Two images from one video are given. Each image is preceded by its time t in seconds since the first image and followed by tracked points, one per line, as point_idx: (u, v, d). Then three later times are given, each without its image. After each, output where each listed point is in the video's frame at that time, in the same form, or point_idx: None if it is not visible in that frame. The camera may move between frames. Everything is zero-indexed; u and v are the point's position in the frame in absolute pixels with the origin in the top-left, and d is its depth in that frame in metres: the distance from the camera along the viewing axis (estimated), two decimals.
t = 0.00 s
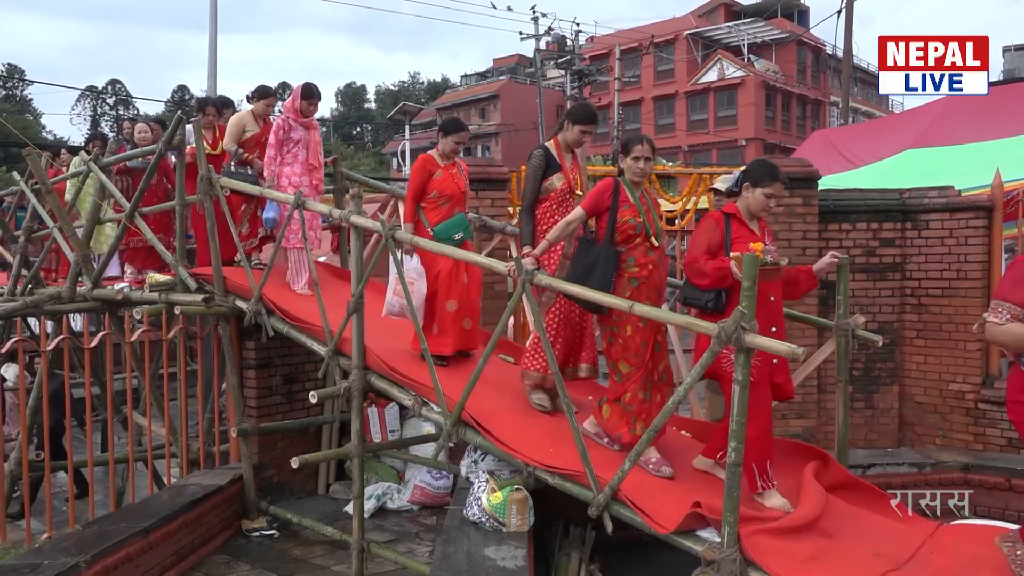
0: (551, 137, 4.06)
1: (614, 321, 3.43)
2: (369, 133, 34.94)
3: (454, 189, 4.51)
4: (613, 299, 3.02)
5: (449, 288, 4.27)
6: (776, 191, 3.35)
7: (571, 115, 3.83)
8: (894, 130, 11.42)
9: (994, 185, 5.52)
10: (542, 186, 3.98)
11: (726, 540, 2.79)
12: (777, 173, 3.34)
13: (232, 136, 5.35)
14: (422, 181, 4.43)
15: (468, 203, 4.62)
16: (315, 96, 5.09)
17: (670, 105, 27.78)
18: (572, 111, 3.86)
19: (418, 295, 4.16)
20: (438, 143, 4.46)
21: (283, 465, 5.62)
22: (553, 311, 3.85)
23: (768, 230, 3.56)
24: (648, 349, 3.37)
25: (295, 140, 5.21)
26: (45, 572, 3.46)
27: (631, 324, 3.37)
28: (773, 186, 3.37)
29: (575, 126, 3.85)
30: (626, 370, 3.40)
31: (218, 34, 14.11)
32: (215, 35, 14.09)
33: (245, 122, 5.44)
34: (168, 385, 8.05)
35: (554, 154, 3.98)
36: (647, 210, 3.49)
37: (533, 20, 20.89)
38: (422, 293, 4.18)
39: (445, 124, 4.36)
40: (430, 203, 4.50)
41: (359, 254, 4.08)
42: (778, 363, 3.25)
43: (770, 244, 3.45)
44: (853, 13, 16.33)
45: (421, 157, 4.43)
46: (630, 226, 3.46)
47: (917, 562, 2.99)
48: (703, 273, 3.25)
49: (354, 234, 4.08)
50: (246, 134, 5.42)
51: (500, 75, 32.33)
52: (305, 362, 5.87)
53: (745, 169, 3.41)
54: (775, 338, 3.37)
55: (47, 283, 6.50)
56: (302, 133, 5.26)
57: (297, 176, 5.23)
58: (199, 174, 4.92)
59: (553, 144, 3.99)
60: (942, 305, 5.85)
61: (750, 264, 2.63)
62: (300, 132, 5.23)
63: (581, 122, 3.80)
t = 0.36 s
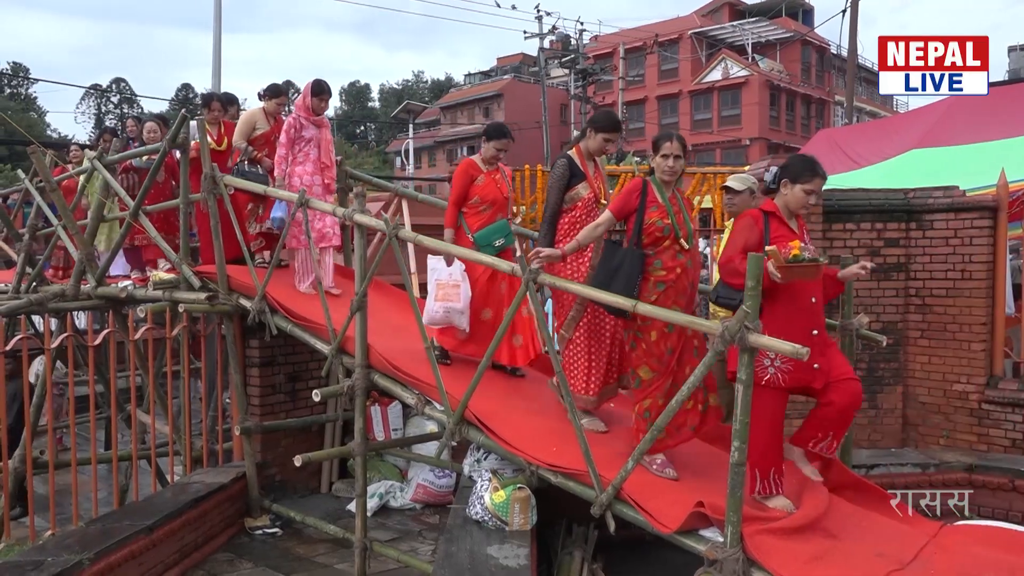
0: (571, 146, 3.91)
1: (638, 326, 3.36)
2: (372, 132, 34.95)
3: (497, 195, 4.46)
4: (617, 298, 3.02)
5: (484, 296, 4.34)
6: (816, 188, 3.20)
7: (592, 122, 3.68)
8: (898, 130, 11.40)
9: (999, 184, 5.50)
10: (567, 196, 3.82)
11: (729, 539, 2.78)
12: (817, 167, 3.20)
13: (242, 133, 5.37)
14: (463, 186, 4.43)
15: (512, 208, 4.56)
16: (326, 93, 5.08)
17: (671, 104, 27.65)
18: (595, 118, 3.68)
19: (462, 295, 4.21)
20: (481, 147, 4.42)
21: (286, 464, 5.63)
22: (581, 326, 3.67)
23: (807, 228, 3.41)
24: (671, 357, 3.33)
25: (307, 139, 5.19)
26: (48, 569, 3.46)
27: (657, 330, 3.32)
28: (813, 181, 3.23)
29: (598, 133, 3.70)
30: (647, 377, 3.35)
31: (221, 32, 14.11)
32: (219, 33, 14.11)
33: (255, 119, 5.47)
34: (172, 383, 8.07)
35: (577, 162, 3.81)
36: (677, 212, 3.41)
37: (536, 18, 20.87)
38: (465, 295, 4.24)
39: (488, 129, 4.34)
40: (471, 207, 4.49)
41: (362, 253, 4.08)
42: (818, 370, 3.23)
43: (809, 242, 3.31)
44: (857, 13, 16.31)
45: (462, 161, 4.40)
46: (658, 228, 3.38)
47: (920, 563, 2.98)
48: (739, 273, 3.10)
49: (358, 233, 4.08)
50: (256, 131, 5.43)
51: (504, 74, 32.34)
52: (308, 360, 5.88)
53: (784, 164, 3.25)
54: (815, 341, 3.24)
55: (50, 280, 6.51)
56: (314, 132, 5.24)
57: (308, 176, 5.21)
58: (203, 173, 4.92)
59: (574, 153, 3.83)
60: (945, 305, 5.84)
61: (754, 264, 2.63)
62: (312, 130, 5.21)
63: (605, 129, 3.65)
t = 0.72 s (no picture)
0: (591, 138, 3.71)
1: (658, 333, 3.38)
2: (370, 130, 34.91)
3: (519, 193, 4.25)
4: (614, 296, 3.02)
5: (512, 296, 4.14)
6: (861, 198, 3.08)
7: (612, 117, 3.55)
8: (896, 128, 11.41)
9: (996, 183, 5.51)
10: (586, 193, 3.64)
11: (727, 537, 2.78)
12: (862, 174, 3.06)
13: (241, 130, 5.33)
14: (484, 185, 4.23)
15: (535, 208, 4.35)
16: (336, 92, 4.99)
17: (671, 102, 27.72)
18: (615, 112, 3.56)
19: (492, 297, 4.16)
20: (505, 145, 4.20)
21: (284, 462, 5.62)
22: (593, 330, 3.58)
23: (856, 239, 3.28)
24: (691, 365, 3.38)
25: (317, 139, 5.15)
26: (45, 567, 3.46)
27: (678, 338, 3.36)
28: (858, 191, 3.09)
29: (618, 129, 3.54)
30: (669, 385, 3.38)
31: (218, 29, 14.09)
32: (216, 30, 14.08)
33: (255, 115, 5.40)
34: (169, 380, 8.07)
35: (597, 158, 3.64)
36: (696, 219, 3.37)
37: (534, 16, 20.83)
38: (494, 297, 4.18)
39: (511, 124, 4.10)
40: (492, 207, 4.29)
41: (359, 251, 4.09)
42: (864, 388, 3.03)
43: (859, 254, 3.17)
44: (855, 10, 16.29)
45: (484, 160, 4.21)
46: (677, 236, 3.32)
47: (916, 560, 2.99)
48: (784, 290, 3.01)
49: (356, 230, 4.08)
50: (254, 127, 5.36)
51: (501, 72, 32.31)
52: (306, 358, 5.87)
53: (827, 174, 3.15)
54: (865, 359, 3.06)
55: (48, 278, 6.50)
56: (324, 132, 5.18)
57: (320, 178, 5.20)
58: (201, 171, 4.91)
59: (593, 147, 3.66)
60: (941, 304, 5.85)
61: (752, 261, 2.63)
62: (322, 130, 5.16)
63: (627, 126, 3.49)
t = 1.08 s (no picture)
0: (626, 144, 3.62)
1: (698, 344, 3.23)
2: (372, 130, 34.93)
3: (540, 206, 4.22)
4: (617, 295, 3.02)
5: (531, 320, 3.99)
6: (939, 200, 2.95)
7: (648, 118, 3.45)
8: (900, 126, 11.39)
9: (1000, 181, 5.50)
10: (620, 197, 3.57)
11: (730, 536, 2.78)
12: (944, 178, 2.91)
13: (243, 132, 5.28)
14: (505, 199, 4.18)
15: (557, 219, 4.30)
16: (349, 96, 4.97)
17: (673, 101, 27.71)
18: (651, 113, 3.47)
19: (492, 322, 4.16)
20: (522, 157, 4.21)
21: (287, 461, 5.63)
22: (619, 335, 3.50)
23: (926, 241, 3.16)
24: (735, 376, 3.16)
25: (328, 144, 5.09)
26: (49, 567, 3.46)
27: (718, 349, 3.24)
28: (937, 195, 2.95)
29: (655, 130, 3.46)
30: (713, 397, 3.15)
31: (220, 29, 14.10)
32: (220, 30, 14.10)
33: (256, 118, 5.36)
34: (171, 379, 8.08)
35: (632, 162, 3.55)
36: (733, 226, 3.32)
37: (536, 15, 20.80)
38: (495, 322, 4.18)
39: (529, 135, 4.12)
40: (514, 221, 4.23)
41: (362, 251, 4.09)
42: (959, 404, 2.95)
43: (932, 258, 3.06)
44: (858, 8, 16.26)
45: (502, 173, 4.16)
46: (716, 244, 3.27)
47: (921, 559, 2.98)
48: (863, 296, 2.87)
49: (358, 230, 4.08)
50: (257, 130, 5.33)
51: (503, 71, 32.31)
52: (309, 358, 5.88)
53: (903, 175, 2.99)
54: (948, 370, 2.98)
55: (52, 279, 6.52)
56: (335, 137, 5.14)
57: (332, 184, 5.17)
58: (203, 171, 4.92)
59: (629, 151, 3.56)
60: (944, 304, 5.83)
61: (755, 260, 2.62)
62: (334, 135, 5.11)
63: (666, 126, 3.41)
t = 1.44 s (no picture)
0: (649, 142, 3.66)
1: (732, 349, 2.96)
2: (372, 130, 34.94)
3: (564, 211, 4.01)
4: (616, 294, 3.03)
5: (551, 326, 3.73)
6: None
7: (673, 115, 3.46)
8: (899, 125, 11.39)
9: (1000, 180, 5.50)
10: (641, 195, 3.56)
11: (730, 536, 2.77)
12: None
13: (252, 138, 5.28)
14: (527, 203, 3.96)
15: (578, 224, 4.09)
16: (360, 100, 4.94)
17: (673, 101, 27.73)
18: (677, 112, 3.47)
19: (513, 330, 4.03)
20: (545, 158, 3.97)
21: (287, 461, 5.63)
22: (653, 340, 3.41)
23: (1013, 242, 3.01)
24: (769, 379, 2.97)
25: (336, 149, 5.10)
26: (50, 568, 3.46)
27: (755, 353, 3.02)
28: None
29: (679, 128, 3.47)
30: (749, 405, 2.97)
31: (220, 31, 14.10)
32: (219, 31, 14.10)
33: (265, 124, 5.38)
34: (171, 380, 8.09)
35: (655, 160, 3.56)
36: (761, 230, 3.20)
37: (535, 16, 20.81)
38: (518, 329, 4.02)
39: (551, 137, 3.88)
40: (535, 226, 4.03)
41: (362, 251, 4.09)
42: None
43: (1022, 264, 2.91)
44: (857, 7, 16.26)
45: (525, 175, 3.93)
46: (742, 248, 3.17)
47: (922, 558, 2.97)
48: (960, 312, 2.73)
49: (357, 230, 4.09)
50: (266, 136, 5.34)
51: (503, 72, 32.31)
52: (309, 358, 5.88)
53: (990, 176, 2.85)
54: None
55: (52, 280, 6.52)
56: (344, 141, 5.14)
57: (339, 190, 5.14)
58: (203, 171, 4.92)
59: (653, 149, 3.58)
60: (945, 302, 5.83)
61: (756, 259, 2.62)
62: (343, 140, 5.13)
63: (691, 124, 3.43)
